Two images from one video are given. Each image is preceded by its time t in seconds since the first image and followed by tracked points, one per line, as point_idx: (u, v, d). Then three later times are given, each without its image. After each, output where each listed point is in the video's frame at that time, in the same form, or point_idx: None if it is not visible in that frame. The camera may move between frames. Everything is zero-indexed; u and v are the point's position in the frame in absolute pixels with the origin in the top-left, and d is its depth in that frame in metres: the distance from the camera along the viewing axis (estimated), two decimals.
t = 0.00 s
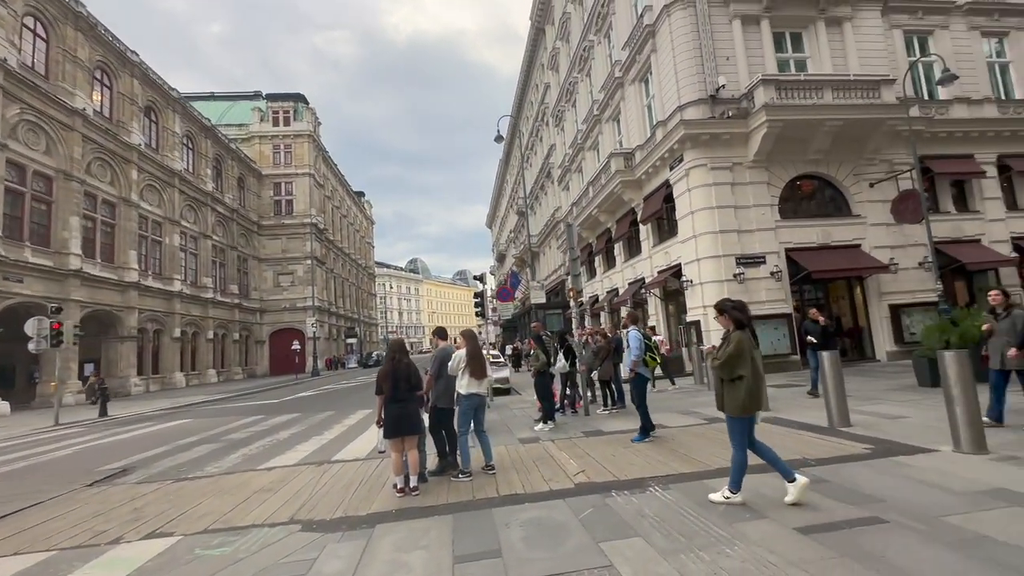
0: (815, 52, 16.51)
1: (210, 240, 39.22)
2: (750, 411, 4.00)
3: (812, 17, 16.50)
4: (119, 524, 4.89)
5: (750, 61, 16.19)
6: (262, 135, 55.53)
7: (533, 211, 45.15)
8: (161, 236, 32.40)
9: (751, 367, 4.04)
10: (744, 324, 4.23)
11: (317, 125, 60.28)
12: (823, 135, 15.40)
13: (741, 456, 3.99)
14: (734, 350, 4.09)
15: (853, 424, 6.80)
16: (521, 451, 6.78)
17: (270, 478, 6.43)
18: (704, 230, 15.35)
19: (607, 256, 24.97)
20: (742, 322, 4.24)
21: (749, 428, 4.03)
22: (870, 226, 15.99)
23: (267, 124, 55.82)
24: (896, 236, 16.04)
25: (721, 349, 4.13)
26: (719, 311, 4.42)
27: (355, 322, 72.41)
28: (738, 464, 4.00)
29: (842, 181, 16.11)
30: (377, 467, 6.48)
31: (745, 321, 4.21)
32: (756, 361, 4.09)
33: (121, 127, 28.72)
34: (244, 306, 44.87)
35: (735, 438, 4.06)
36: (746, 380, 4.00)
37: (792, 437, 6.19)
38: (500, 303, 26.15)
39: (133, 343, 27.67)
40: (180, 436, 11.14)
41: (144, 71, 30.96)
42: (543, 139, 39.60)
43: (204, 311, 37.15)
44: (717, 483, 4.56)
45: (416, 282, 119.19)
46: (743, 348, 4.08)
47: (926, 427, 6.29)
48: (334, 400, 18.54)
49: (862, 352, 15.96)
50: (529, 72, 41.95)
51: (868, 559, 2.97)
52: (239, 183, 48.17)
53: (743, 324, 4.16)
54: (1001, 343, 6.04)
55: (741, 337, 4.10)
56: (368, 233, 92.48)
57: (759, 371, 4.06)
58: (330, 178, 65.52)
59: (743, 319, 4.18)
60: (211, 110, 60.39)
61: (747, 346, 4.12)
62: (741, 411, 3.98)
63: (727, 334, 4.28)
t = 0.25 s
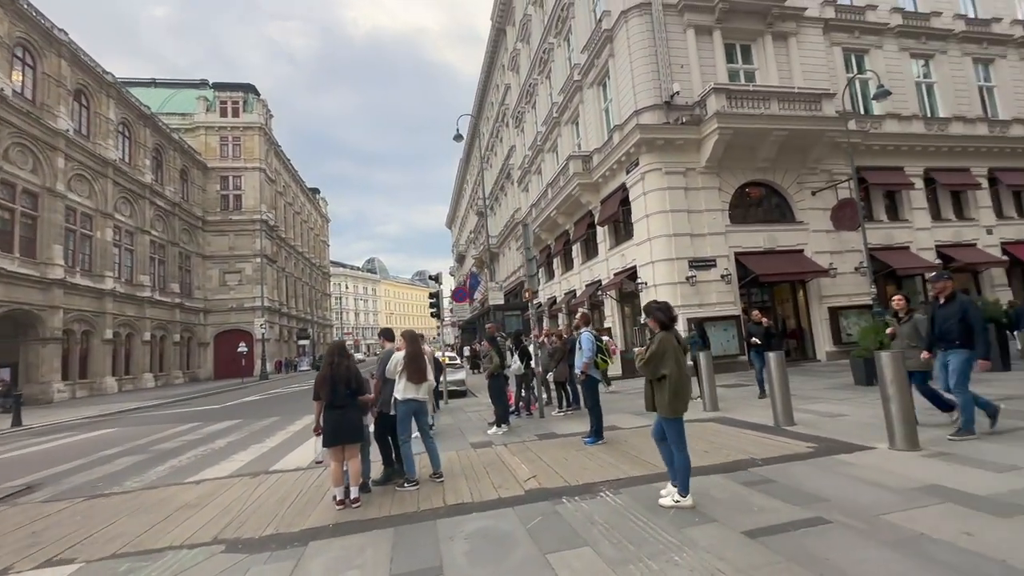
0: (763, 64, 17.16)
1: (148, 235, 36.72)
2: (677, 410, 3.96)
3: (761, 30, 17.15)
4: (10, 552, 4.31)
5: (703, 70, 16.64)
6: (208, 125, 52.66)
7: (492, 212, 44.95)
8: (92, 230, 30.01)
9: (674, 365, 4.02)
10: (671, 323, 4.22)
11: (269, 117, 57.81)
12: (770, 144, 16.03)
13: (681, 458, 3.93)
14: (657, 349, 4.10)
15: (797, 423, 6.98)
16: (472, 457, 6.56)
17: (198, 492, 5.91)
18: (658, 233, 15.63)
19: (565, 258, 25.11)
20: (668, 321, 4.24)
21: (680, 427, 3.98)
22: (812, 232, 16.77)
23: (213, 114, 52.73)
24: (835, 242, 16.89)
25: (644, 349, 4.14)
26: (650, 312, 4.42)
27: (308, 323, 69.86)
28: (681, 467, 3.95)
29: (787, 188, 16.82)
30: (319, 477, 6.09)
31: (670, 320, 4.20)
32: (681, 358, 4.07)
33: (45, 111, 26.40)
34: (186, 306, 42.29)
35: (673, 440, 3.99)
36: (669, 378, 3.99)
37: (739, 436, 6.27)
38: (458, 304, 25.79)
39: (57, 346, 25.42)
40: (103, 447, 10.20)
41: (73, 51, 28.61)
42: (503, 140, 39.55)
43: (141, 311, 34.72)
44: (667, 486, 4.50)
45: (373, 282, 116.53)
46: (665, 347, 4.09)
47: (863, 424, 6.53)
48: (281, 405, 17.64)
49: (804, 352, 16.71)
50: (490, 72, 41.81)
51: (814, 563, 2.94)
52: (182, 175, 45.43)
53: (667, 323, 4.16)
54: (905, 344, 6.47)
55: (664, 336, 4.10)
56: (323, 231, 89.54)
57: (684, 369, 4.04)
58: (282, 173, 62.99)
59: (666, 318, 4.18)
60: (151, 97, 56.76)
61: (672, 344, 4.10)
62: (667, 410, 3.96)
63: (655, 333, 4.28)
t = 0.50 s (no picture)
0: (727, 72, 17.56)
1: (96, 231, 34.67)
2: (624, 415, 3.94)
3: (725, 38, 17.53)
4: None
5: (670, 75, 16.89)
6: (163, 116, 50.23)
7: (462, 212, 44.58)
8: (32, 223, 28.07)
9: (621, 371, 4.01)
10: (618, 328, 4.22)
11: (230, 110, 55.67)
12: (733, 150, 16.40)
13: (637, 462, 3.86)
14: (604, 355, 4.09)
15: (758, 424, 7.06)
16: (433, 464, 6.33)
17: (134, 508, 5.46)
18: (625, 236, 15.75)
19: (534, 259, 25.07)
20: (616, 327, 4.24)
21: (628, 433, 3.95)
22: (772, 237, 17.26)
23: (169, 104, 50.29)
24: (794, 247, 17.43)
25: (591, 356, 4.12)
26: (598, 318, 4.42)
27: (270, 324, 67.56)
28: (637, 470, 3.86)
29: (749, 194, 17.26)
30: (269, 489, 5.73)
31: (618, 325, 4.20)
32: (628, 364, 4.07)
33: None
34: (137, 306, 40.16)
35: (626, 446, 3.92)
36: (616, 384, 3.97)
37: (703, 439, 6.27)
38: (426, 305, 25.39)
39: None
40: (34, 458, 9.42)
41: (13, 32, 26.72)
42: (473, 140, 39.28)
43: (87, 311, 32.72)
44: (632, 492, 4.41)
45: (340, 282, 113.93)
46: (613, 353, 4.08)
47: (821, 425, 6.65)
48: (238, 410, 16.86)
49: (765, 353, 17.16)
50: (460, 72, 41.49)
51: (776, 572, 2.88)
52: (134, 168, 43.15)
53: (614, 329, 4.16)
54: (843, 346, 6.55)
55: (610, 342, 4.09)
56: (287, 229, 86.93)
57: (631, 374, 4.03)
58: (244, 168, 60.77)
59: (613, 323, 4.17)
60: (101, 85, 53.76)
61: (618, 350, 4.10)
62: (616, 416, 3.93)
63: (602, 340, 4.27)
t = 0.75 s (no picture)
0: (694, 76, 17.84)
1: (38, 224, 32.55)
2: (561, 416, 3.98)
3: (693, 43, 17.80)
4: None
5: (639, 78, 17.02)
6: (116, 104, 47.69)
7: (432, 211, 44.01)
8: None
9: (560, 373, 4.02)
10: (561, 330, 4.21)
11: (189, 101, 53.36)
12: (700, 154, 16.64)
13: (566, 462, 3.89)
14: (545, 357, 4.09)
15: (721, 425, 7.07)
16: (390, 470, 6.05)
17: (55, 524, 4.98)
18: (594, 236, 15.76)
19: (504, 260, 24.90)
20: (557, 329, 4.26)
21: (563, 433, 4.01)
22: (736, 240, 17.61)
23: (122, 93, 47.77)
24: (757, 249, 17.85)
25: (533, 357, 4.12)
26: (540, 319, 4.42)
27: (230, 324, 65.04)
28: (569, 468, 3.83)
29: (714, 197, 17.57)
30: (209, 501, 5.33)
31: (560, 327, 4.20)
32: (568, 366, 4.08)
33: None
34: (84, 304, 37.92)
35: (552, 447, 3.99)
36: (557, 386, 3.99)
37: (666, 440, 6.22)
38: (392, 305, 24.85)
39: None
40: None
41: None
42: (443, 138, 38.85)
43: (26, 310, 30.63)
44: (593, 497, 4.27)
45: (306, 281, 110.97)
46: (553, 354, 4.08)
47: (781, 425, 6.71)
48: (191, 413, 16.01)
49: (728, 354, 17.48)
50: (431, 69, 40.98)
51: None
52: (82, 158, 40.76)
53: (556, 330, 4.15)
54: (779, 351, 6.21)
55: (551, 344, 4.11)
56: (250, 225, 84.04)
57: (570, 376, 4.05)
58: (204, 162, 58.36)
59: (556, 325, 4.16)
60: (47, 70, 50.66)
61: (560, 352, 4.12)
62: (552, 418, 3.95)
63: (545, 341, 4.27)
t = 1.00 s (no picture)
0: (672, 79, 17.93)
1: None
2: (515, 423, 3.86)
3: (672, 46, 17.89)
4: None
5: (618, 79, 17.02)
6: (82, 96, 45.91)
7: (412, 211, 43.51)
8: None
9: (516, 379, 3.91)
10: (516, 334, 4.11)
11: (159, 94, 51.70)
12: (677, 156, 16.72)
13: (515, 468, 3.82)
14: (500, 362, 3.97)
15: (697, 428, 7.00)
16: (355, 478, 5.80)
17: None
18: (572, 237, 15.68)
19: (483, 260, 24.70)
20: (514, 333, 4.14)
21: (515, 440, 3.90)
22: (713, 242, 17.76)
23: (88, 84, 46.01)
24: (733, 252, 18.04)
25: (487, 362, 3.99)
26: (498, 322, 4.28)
27: (203, 325, 63.20)
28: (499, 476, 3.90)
29: (691, 199, 17.69)
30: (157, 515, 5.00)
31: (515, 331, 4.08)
32: (523, 372, 3.96)
33: None
34: (45, 304, 36.31)
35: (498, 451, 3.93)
36: (510, 393, 3.89)
37: (640, 444, 6.10)
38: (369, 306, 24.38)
39: None
40: None
41: None
42: (423, 137, 38.42)
43: None
44: (564, 506, 4.11)
45: (283, 281, 108.72)
46: (508, 359, 3.97)
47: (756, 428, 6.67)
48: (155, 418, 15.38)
49: (705, 355, 17.60)
50: (411, 68, 40.52)
51: None
52: (43, 152, 39.08)
53: (512, 334, 4.04)
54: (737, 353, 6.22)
55: (506, 349, 3.99)
56: (224, 224, 81.95)
57: (526, 381, 3.94)
58: (175, 158, 56.62)
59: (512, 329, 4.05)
60: (7, 59, 48.50)
61: (516, 358, 3.99)
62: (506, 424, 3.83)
63: (500, 345, 4.15)
